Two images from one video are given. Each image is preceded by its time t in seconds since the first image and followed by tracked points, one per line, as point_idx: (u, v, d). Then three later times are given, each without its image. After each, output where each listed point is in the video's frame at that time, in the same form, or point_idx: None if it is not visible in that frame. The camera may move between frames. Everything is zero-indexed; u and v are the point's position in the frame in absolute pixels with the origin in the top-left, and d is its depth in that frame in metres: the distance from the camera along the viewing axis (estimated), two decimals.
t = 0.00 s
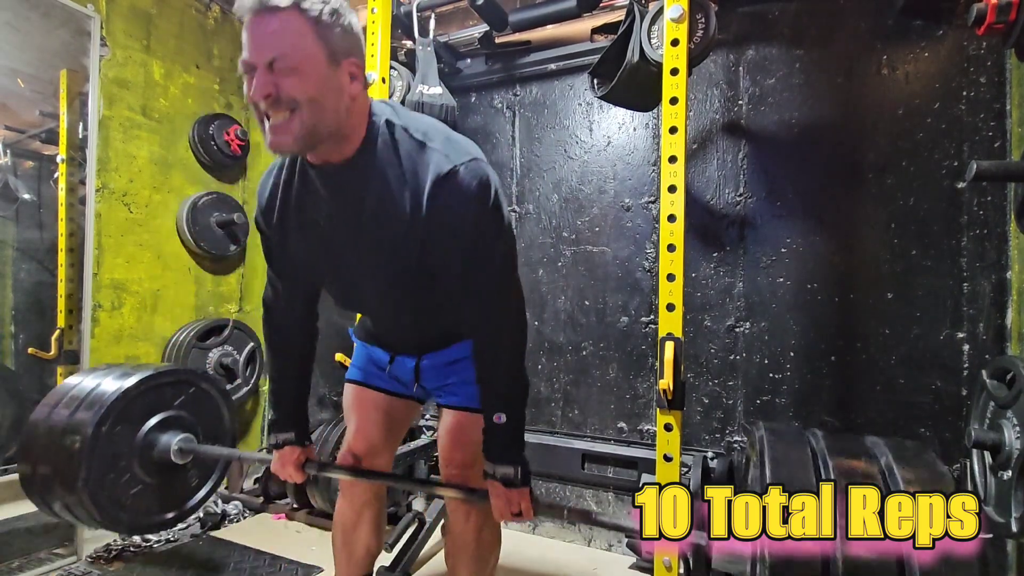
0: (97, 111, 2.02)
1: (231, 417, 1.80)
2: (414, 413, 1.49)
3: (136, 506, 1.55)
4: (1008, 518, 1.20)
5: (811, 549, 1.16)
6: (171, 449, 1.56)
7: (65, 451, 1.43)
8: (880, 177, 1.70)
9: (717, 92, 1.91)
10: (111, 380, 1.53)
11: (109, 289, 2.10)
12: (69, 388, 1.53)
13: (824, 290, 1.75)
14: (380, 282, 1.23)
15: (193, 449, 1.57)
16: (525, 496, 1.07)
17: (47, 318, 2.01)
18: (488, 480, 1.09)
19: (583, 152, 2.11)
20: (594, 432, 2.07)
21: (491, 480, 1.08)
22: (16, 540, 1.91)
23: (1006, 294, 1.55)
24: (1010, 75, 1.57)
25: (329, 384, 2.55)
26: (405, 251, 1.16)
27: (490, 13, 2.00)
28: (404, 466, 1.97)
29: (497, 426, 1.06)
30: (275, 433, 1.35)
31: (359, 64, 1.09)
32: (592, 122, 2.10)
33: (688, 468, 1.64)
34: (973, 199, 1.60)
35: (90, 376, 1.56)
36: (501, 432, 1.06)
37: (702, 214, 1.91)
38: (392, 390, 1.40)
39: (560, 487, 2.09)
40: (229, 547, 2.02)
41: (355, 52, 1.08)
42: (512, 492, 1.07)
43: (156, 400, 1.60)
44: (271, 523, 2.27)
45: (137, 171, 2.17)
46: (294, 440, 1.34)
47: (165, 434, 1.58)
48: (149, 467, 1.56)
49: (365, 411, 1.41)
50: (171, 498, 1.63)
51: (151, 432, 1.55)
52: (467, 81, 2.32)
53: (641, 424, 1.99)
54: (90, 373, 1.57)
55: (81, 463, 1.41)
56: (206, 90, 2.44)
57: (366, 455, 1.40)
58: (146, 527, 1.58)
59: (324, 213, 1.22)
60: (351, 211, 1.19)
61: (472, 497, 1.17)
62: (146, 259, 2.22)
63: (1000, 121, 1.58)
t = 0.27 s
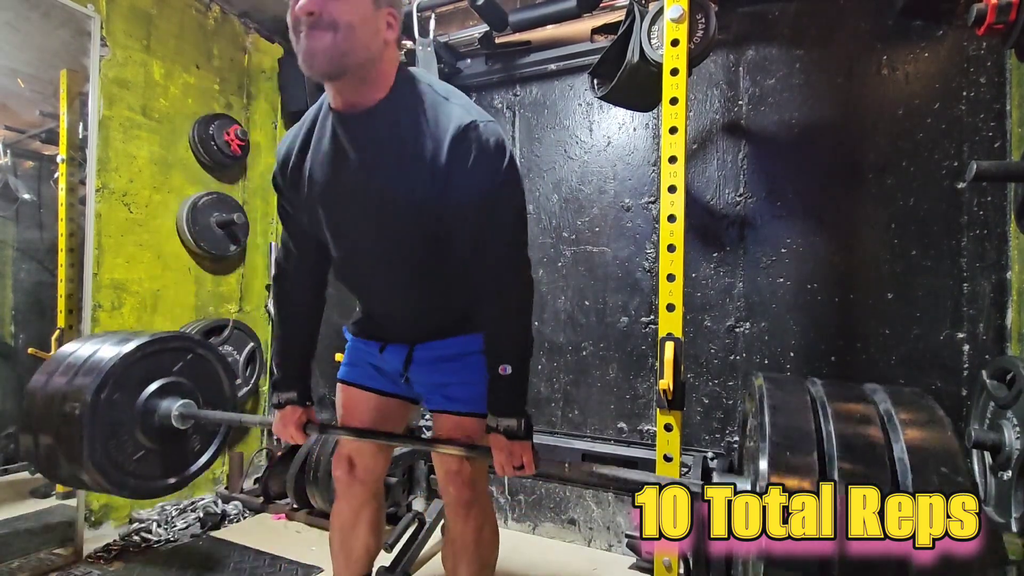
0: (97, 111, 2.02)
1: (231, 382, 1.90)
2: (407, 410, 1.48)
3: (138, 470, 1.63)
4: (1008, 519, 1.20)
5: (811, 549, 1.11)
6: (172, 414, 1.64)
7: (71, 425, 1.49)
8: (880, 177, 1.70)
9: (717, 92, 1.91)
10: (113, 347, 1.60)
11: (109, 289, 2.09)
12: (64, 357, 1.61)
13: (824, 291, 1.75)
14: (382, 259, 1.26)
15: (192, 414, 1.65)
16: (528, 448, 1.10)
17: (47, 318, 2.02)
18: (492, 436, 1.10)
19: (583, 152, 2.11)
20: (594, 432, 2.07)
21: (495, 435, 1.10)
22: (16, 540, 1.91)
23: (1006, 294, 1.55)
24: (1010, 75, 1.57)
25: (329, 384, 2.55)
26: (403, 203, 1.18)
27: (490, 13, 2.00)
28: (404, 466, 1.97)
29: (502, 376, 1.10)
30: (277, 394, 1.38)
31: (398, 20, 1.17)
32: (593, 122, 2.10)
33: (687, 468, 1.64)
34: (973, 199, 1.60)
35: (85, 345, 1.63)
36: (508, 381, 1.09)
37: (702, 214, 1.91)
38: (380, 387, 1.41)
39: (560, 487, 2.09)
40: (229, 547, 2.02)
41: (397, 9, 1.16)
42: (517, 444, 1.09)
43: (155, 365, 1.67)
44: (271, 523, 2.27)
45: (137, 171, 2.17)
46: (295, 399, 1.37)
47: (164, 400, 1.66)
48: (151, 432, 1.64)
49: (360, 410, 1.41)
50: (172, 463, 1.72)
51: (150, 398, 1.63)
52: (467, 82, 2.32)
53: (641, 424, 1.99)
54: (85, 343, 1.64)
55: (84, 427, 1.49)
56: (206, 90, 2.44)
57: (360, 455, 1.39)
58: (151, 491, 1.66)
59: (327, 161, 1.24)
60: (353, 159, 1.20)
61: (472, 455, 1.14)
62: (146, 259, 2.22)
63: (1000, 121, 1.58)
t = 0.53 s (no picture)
0: (97, 111, 2.03)
1: (223, 354, 1.89)
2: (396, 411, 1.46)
3: (128, 442, 1.63)
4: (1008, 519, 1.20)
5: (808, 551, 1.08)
6: (162, 385, 1.64)
7: (61, 395, 1.50)
8: (880, 177, 1.70)
9: (717, 92, 1.91)
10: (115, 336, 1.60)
11: (109, 289, 2.09)
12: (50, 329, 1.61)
13: (824, 291, 1.74)
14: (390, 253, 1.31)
15: (183, 386, 1.65)
16: (527, 412, 1.13)
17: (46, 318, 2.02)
18: (494, 399, 1.13)
19: (583, 152, 2.11)
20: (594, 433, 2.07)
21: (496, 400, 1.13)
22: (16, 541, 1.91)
23: (1006, 294, 1.56)
24: (1010, 76, 1.57)
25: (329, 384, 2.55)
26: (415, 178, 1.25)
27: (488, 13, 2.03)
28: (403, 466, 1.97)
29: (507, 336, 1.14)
30: (275, 360, 1.36)
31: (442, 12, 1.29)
32: (593, 122, 2.10)
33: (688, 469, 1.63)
34: (973, 199, 1.60)
35: (72, 317, 1.63)
36: (513, 344, 1.13)
37: (702, 214, 1.91)
38: (367, 385, 1.40)
39: (560, 488, 2.09)
40: (229, 547, 2.02)
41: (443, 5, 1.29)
42: (517, 407, 1.12)
43: (147, 335, 1.68)
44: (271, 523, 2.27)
45: (137, 171, 2.17)
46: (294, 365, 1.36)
47: (155, 372, 1.66)
48: (142, 403, 1.64)
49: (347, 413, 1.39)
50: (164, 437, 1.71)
51: (140, 369, 1.63)
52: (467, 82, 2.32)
53: (641, 424, 1.99)
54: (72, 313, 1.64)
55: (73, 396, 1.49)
56: (207, 90, 2.44)
57: (350, 460, 1.38)
58: (142, 463, 1.66)
59: (350, 131, 1.32)
60: (376, 129, 1.28)
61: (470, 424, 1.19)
62: (146, 259, 2.22)
63: (1000, 121, 1.58)
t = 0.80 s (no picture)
0: (96, 110, 2.02)
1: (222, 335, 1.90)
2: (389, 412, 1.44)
3: (123, 420, 1.62)
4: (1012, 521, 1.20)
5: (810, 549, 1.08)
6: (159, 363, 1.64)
7: (56, 369, 1.50)
8: (880, 178, 1.70)
9: (717, 92, 1.90)
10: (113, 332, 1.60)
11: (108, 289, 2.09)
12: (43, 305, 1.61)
13: (825, 292, 1.74)
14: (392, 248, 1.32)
15: (181, 363, 1.64)
16: (530, 387, 1.16)
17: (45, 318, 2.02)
18: (497, 373, 1.15)
19: (583, 152, 2.10)
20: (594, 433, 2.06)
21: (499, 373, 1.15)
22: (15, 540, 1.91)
23: (1007, 295, 1.55)
24: (1010, 75, 1.57)
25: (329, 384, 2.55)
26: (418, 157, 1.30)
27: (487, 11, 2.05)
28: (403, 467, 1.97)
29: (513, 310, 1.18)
30: (278, 335, 1.39)
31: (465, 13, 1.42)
32: (593, 122, 2.09)
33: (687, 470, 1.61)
34: (974, 200, 1.60)
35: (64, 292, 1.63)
36: (519, 318, 1.18)
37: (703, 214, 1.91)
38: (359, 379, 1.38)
39: (560, 489, 2.08)
40: (228, 548, 2.02)
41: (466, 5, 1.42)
42: (520, 381, 1.14)
43: (144, 312, 1.68)
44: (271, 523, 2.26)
45: (137, 170, 2.17)
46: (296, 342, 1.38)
47: (151, 350, 1.66)
48: (138, 381, 1.64)
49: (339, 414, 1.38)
50: (160, 416, 1.72)
51: (136, 347, 1.63)
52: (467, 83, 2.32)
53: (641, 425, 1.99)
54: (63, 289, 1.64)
55: (67, 371, 1.49)
56: (206, 89, 2.44)
57: (345, 462, 1.37)
58: (136, 441, 1.65)
59: (364, 125, 1.38)
60: (392, 121, 1.34)
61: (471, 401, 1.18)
62: (145, 259, 2.21)
63: (1001, 121, 1.58)
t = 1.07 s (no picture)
0: (96, 110, 2.02)
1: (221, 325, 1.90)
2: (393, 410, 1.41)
3: (122, 408, 1.62)
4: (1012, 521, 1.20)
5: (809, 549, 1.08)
6: (159, 351, 1.64)
7: (55, 355, 1.50)
8: (880, 178, 1.70)
9: (717, 93, 1.90)
10: (113, 329, 1.60)
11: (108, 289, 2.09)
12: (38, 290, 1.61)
13: (825, 292, 1.74)
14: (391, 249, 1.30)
15: (180, 351, 1.65)
16: (531, 373, 1.15)
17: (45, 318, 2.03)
18: (499, 358, 1.15)
19: (583, 152, 2.10)
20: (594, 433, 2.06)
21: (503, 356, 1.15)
22: (16, 540, 1.92)
23: (1007, 295, 1.55)
24: (1010, 76, 1.57)
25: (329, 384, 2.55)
26: (426, 150, 1.31)
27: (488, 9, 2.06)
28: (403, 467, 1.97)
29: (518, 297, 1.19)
30: (282, 319, 1.38)
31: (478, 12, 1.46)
32: (593, 122, 2.09)
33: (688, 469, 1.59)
34: (974, 200, 1.60)
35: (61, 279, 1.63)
36: (525, 304, 1.18)
37: (703, 215, 1.91)
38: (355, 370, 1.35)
39: (560, 489, 2.08)
40: (228, 548, 2.02)
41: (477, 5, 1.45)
42: (523, 366, 1.14)
43: (145, 300, 1.68)
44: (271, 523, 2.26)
45: (137, 171, 2.17)
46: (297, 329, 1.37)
47: (151, 338, 1.66)
48: (138, 368, 1.64)
49: (342, 412, 1.37)
50: (158, 405, 1.71)
51: (135, 334, 1.63)
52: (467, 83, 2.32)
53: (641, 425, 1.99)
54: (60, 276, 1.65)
55: (66, 356, 1.49)
56: (206, 90, 2.44)
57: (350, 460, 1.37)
58: (134, 428, 1.65)
59: (375, 117, 1.40)
60: (403, 113, 1.36)
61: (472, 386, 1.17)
62: (144, 259, 2.21)
63: (1001, 121, 1.58)
